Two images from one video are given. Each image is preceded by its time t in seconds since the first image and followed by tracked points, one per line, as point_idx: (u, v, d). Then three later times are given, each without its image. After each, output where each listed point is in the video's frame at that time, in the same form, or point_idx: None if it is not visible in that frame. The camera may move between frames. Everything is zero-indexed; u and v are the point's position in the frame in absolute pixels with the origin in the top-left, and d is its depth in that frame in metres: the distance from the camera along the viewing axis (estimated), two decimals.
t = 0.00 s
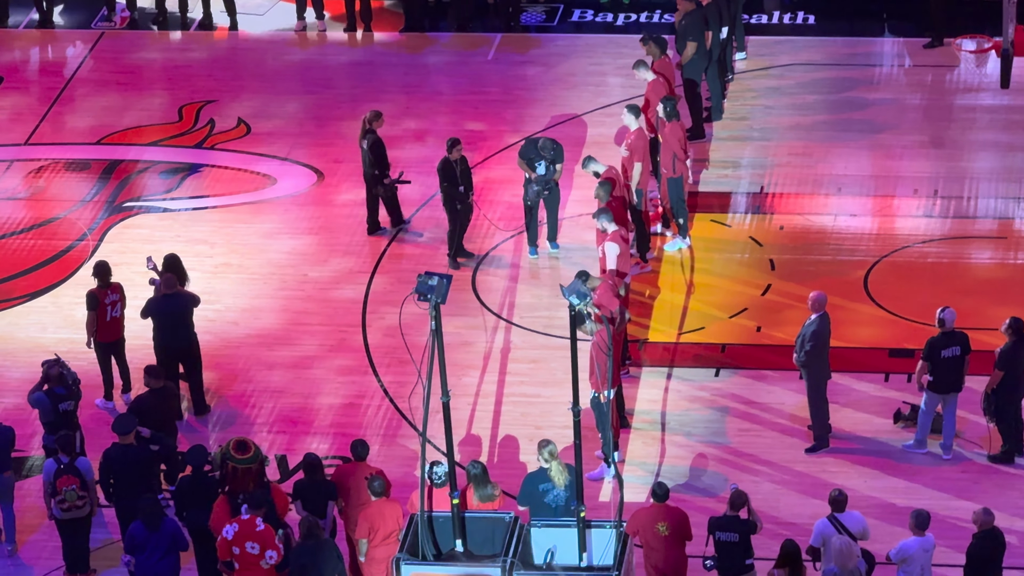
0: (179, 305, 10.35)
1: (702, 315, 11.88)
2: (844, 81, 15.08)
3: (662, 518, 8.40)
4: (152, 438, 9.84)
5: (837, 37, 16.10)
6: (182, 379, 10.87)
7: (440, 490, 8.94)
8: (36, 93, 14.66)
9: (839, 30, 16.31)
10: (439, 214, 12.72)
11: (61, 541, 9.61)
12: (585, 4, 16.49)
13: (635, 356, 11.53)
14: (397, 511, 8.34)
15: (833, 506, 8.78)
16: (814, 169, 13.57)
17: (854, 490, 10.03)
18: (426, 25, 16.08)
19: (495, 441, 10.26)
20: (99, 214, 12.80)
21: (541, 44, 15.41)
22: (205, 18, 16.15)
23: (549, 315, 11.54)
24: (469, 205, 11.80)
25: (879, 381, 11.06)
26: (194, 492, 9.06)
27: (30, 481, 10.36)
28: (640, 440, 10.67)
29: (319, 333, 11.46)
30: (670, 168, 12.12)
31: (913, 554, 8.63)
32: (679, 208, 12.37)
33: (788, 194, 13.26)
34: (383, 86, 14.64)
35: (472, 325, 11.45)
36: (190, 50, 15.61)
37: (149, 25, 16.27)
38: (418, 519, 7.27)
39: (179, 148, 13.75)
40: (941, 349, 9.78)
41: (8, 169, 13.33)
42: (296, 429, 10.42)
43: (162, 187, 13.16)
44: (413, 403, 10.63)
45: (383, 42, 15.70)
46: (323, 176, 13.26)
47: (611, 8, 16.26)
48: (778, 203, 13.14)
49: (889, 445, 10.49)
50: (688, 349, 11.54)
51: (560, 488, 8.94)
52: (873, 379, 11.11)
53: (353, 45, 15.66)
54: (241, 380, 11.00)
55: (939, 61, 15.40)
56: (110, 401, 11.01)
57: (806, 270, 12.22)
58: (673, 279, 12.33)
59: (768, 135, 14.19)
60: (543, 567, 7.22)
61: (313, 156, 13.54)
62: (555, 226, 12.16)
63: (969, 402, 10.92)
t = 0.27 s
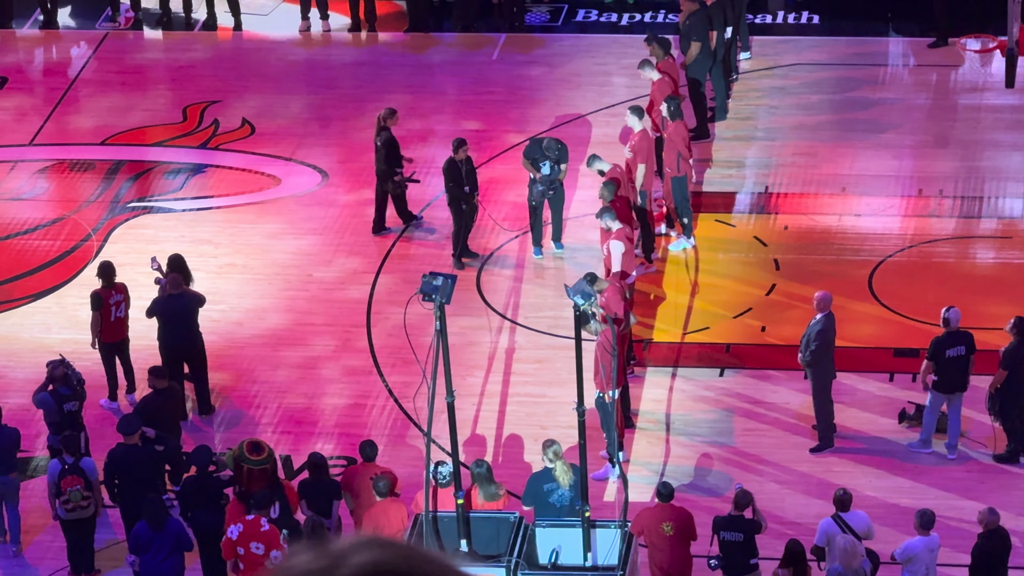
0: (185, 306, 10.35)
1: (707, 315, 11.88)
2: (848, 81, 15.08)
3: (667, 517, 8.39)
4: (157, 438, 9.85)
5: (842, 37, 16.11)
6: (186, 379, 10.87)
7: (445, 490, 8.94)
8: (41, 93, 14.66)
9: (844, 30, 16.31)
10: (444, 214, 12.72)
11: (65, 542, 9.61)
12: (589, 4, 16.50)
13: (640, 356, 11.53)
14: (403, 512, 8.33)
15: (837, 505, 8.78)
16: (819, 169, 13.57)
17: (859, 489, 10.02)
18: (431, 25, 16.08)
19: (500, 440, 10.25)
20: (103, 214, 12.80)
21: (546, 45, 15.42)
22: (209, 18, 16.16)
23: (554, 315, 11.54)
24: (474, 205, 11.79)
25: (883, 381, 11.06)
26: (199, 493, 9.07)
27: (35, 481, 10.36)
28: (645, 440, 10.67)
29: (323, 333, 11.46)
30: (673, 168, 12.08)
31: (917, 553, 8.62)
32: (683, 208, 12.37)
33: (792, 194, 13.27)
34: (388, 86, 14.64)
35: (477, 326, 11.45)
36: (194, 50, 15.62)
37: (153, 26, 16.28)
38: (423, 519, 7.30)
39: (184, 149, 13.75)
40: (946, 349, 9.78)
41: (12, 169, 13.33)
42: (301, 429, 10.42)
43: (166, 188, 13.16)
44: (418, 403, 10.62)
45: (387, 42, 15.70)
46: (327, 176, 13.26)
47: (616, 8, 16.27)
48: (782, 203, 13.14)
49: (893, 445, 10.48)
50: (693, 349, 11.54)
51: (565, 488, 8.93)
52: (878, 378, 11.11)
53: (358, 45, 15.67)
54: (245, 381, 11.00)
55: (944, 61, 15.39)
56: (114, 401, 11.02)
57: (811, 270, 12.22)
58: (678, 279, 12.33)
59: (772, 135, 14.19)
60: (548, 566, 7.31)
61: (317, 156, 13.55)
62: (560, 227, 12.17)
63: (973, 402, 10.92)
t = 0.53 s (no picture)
0: (193, 310, 10.36)
1: (713, 319, 11.88)
2: (855, 84, 15.08)
3: (674, 521, 8.39)
4: (164, 442, 9.85)
5: (848, 40, 16.12)
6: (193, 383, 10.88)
7: (452, 493, 8.95)
8: (48, 97, 14.67)
9: (851, 33, 16.32)
10: (450, 218, 12.73)
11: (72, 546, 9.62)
12: (596, 8, 16.50)
13: (647, 360, 11.54)
14: (410, 515, 8.32)
15: (843, 509, 8.78)
16: (826, 172, 13.57)
17: (865, 493, 10.02)
18: (438, 29, 16.08)
19: (506, 444, 10.26)
20: (110, 218, 12.81)
21: (552, 48, 15.42)
22: (216, 22, 16.17)
23: (561, 319, 11.54)
24: (481, 209, 11.83)
25: (890, 385, 11.05)
26: (206, 496, 9.08)
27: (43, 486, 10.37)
28: (651, 444, 10.67)
29: (330, 336, 11.47)
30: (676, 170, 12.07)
31: (924, 557, 8.62)
32: (689, 211, 12.38)
33: (799, 197, 13.27)
34: (394, 90, 14.65)
35: (484, 330, 11.45)
36: (201, 54, 15.64)
37: (160, 29, 16.29)
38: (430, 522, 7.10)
39: (190, 153, 13.76)
40: (953, 353, 9.76)
41: (19, 174, 13.35)
42: (308, 433, 10.43)
43: (173, 191, 13.17)
44: (425, 407, 10.62)
45: (394, 46, 15.71)
46: (334, 180, 13.27)
47: (623, 12, 16.28)
48: (790, 207, 13.14)
49: (900, 449, 10.48)
50: (700, 353, 11.54)
51: (571, 492, 8.93)
52: (885, 382, 11.11)
53: (364, 49, 15.68)
54: (252, 385, 11.00)
55: (951, 64, 15.39)
56: (121, 405, 11.03)
57: (817, 274, 12.22)
58: (684, 282, 12.34)
59: (778, 139, 14.19)
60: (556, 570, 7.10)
61: (324, 160, 13.55)
62: (568, 231, 12.18)
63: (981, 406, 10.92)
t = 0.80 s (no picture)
0: (203, 317, 10.34)
1: (721, 327, 11.88)
2: (863, 92, 15.09)
3: (682, 529, 8.38)
4: (173, 450, 9.84)
5: (857, 48, 16.12)
6: (202, 390, 10.88)
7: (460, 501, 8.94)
8: (56, 105, 14.69)
9: (859, 41, 16.32)
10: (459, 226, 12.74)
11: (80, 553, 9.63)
12: (604, 16, 16.50)
13: (655, 367, 11.53)
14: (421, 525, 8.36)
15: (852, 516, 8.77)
16: (835, 180, 13.57)
17: (873, 501, 10.02)
18: (446, 37, 16.09)
19: (515, 452, 10.26)
20: (118, 226, 12.82)
21: (561, 56, 15.43)
22: (224, 29, 16.18)
23: (569, 326, 11.54)
24: (490, 216, 11.83)
25: (899, 393, 11.05)
26: (215, 504, 9.06)
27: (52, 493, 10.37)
28: (660, 451, 10.67)
29: (339, 344, 11.47)
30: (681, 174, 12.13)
31: (932, 565, 8.61)
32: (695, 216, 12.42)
33: (806, 205, 13.26)
34: (402, 98, 14.66)
35: (492, 337, 11.45)
36: (209, 62, 15.65)
37: (168, 37, 16.30)
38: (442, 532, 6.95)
39: (199, 160, 13.76)
40: (961, 360, 9.76)
41: (28, 181, 13.36)
42: (317, 441, 10.42)
43: (181, 199, 13.17)
44: (433, 415, 10.62)
45: (402, 53, 15.71)
46: (342, 188, 13.28)
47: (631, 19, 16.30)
48: (798, 214, 13.14)
49: (909, 457, 10.47)
50: (708, 361, 11.53)
51: (580, 499, 8.93)
52: (894, 390, 11.11)
53: (373, 56, 15.69)
54: (261, 393, 11.00)
55: (959, 71, 15.39)
56: (130, 412, 11.05)
57: (825, 281, 12.22)
58: (692, 290, 12.34)
59: (787, 146, 14.19)
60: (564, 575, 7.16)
61: (333, 168, 13.56)
62: (576, 238, 12.19)
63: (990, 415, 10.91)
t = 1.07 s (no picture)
0: (214, 329, 10.35)
1: (731, 338, 11.86)
2: (873, 104, 15.07)
3: (691, 541, 8.36)
4: (183, 461, 9.84)
5: (866, 60, 16.11)
6: (212, 402, 10.88)
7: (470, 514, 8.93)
8: (66, 115, 14.70)
9: (869, 53, 16.30)
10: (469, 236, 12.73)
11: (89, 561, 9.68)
12: (615, 27, 16.46)
13: (665, 379, 11.51)
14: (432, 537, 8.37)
15: (862, 528, 8.76)
16: (844, 192, 13.56)
17: (884, 513, 10.00)
18: (456, 48, 16.08)
19: (525, 463, 10.25)
20: (128, 237, 12.82)
21: (571, 67, 15.42)
22: (234, 40, 16.17)
23: (579, 338, 11.54)
24: (499, 228, 11.83)
25: (909, 404, 11.04)
26: (225, 516, 9.12)
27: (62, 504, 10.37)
28: (670, 463, 10.66)
29: (349, 355, 11.46)
30: (687, 184, 12.15)
31: None
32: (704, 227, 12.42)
33: (815, 216, 13.26)
34: (412, 109, 14.66)
35: (502, 348, 11.44)
36: (219, 72, 15.66)
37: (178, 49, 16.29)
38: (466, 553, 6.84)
39: (209, 171, 13.77)
40: (971, 373, 9.77)
41: (39, 192, 13.36)
42: (327, 452, 10.42)
43: (192, 210, 13.17)
44: (443, 426, 10.62)
45: (413, 64, 15.71)
46: (352, 198, 13.28)
47: (641, 31, 16.26)
48: (807, 226, 13.12)
49: (919, 468, 10.45)
50: (718, 373, 11.52)
51: (590, 511, 8.92)
52: (905, 402, 11.09)
53: (383, 67, 15.68)
54: (271, 404, 11.00)
55: (969, 83, 15.38)
56: (139, 423, 11.06)
57: (836, 293, 12.20)
58: (702, 301, 12.32)
59: (797, 157, 14.18)
60: None
61: (343, 179, 13.56)
62: (586, 249, 12.19)
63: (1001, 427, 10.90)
